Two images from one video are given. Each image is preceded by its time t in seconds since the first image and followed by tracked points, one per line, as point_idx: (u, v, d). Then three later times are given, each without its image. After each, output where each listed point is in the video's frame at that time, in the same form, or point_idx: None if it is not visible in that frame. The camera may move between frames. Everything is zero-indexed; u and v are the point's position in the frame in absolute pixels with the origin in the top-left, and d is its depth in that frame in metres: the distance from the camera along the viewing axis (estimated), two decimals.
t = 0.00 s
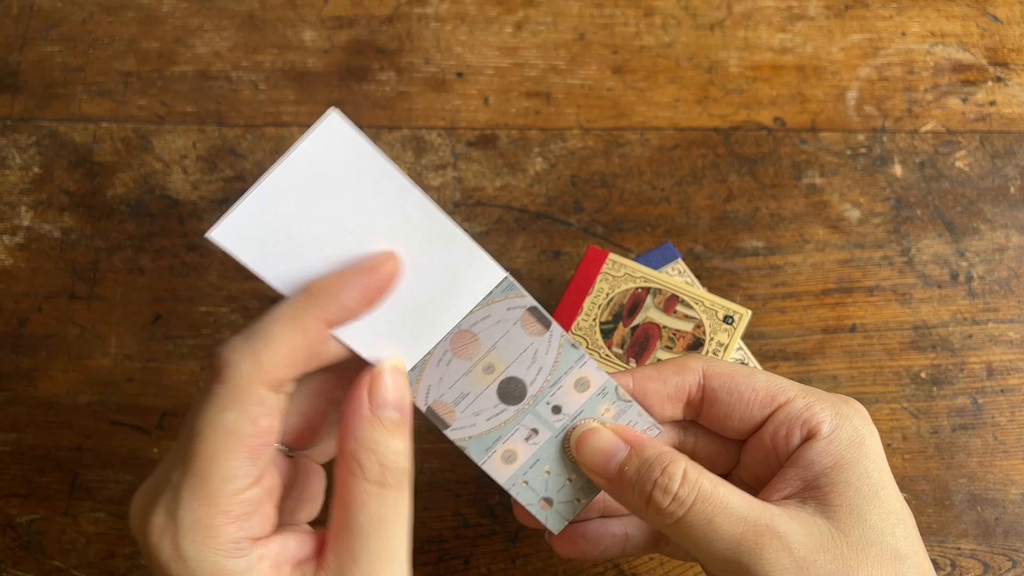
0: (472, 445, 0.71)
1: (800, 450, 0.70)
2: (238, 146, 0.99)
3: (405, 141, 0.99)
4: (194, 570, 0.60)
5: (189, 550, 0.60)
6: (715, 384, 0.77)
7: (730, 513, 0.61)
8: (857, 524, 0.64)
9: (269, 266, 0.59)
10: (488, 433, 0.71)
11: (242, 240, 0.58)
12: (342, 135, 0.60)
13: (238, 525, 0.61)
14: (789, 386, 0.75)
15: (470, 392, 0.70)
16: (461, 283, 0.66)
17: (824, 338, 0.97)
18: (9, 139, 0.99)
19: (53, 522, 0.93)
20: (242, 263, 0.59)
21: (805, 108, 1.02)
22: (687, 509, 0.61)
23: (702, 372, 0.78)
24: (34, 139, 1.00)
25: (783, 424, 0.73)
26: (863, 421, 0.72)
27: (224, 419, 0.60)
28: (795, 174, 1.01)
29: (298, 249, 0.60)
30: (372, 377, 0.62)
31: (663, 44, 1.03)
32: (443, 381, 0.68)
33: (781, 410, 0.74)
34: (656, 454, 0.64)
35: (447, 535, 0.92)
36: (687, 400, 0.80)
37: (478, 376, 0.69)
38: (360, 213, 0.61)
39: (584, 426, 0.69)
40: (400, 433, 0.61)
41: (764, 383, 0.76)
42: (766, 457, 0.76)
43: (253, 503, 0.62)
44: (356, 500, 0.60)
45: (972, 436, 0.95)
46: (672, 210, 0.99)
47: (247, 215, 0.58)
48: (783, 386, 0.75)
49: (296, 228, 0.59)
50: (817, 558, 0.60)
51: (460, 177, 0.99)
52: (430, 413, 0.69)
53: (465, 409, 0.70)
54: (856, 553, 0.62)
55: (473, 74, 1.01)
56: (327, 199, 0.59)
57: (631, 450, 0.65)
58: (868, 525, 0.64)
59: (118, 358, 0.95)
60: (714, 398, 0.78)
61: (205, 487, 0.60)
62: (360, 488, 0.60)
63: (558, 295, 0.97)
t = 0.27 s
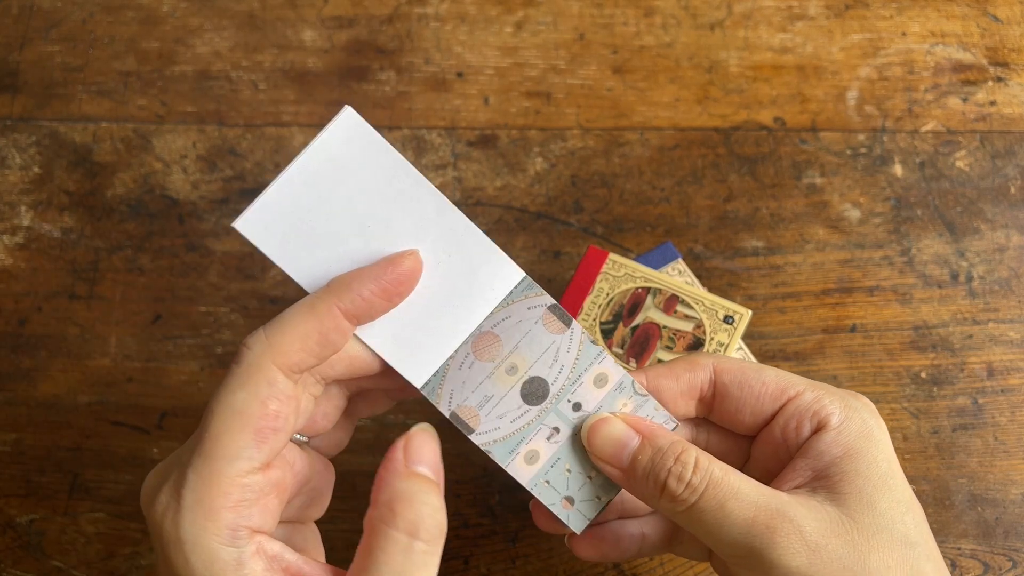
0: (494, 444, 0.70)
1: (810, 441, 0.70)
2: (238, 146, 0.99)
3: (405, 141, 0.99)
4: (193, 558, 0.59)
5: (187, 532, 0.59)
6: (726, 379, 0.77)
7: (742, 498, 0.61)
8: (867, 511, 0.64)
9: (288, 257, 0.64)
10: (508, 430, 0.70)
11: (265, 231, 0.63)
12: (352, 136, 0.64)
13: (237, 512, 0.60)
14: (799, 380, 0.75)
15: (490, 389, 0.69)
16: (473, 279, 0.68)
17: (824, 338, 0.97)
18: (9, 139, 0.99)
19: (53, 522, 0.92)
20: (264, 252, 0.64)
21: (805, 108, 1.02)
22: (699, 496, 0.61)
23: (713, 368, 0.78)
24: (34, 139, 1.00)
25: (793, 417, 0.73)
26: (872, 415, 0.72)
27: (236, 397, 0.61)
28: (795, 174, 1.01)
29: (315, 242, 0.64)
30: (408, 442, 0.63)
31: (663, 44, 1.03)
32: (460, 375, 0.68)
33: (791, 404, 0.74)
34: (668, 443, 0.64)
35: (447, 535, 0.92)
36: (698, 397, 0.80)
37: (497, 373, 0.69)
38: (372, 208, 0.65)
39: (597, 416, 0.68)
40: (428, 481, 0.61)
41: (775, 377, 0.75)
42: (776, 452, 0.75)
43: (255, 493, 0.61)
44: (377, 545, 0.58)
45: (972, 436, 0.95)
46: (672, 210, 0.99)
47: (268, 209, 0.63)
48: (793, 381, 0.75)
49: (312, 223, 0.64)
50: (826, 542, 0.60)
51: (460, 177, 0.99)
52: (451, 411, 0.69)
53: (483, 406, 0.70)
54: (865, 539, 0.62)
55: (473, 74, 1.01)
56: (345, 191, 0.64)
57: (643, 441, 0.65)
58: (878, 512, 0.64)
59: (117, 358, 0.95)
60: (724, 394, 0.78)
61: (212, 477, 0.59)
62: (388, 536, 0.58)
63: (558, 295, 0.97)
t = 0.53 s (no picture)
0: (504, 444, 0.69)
1: (816, 436, 0.70)
2: (238, 146, 0.99)
3: (405, 141, 0.99)
4: (209, 563, 0.59)
5: (201, 539, 0.59)
6: (733, 376, 0.77)
7: (751, 492, 0.61)
8: (873, 503, 0.64)
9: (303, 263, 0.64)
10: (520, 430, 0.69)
11: (280, 238, 0.63)
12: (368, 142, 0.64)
13: (253, 519, 0.60)
14: (806, 376, 0.75)
15: (500, 388, 0.69)
16: (488, 282, 0.67)
17: (824, 338, 0.97)
18: (9, 139, 0.99)
19: (53, 521, 0.93)
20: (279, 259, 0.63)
21: (805, 108, 1.02)
22: (708, 490, 0.62)
23: (721, 364, 0.78)
24: (34, 139, 1.00)
25: (800, 412, 0.73)
26: (877, 410, 0.72)
27: (253, 404, 0.61)
28: (795, 174, 1.00)
29: (329, 248, 0.64)
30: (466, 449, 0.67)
31: (663, 44, 1.03)
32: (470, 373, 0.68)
33: (797, 399, 0.74)
34: (676, 437, 0.64)
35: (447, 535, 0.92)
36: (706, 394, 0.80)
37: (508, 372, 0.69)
38: (386, 213, 0.65)
39: (600, 411, 0.68)
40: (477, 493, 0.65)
41: (782, 373, 0.75)
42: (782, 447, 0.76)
43: (269, 501, 0.61)
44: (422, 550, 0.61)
45: (972, 436, 0.95)
46: (672, 210, 0.99)
47: (283, 215, 0.63)
48: (801, 377, 0.75)
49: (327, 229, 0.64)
50: (834, 534, 0.61)
51: (460, 177, 0.99)
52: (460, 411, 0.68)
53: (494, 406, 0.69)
54: (872, 531, 0.62)
55: (473, 74, 1.01)
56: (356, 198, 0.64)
57: (651, 436, 0.65)
58: (884, 504, 0.64)
59: (117, 358, 0.95)
60: (732, 390, 0.78)
61: (225, 486, 0.60)
62: (433, 544, 0.62)
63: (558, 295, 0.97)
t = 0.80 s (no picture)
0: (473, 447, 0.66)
1: (819, 438, 0.70)
2: (238, 146, 0.99)
3: (405, 141, 0.99)
4: (156, 551, 0.60)
5: (144, 530, 0.60)
6: (727, 379, 0.77)
7: (762, 509, 0.60)
8: (882, 506, 0.64)
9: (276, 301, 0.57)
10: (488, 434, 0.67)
11: (249, 275, 0.56)
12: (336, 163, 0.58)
13: (195, 505, 0.61)
14: (803, 376, 0.75)
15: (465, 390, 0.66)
16: (464, 299, 0.64)
17: (824, 338, 0.97)
18: (9, 139, 0.99)
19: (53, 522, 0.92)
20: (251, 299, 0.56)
21: (805, 108, 1.02)
22: (722, 512, 0.60)
23: (713, 368, 0.77)
24: (34, 139, 1.00)
25: (801, 415, 0.73)
26: (878, 408, 0.72)
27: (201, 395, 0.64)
28: (795, 174, 1.01)
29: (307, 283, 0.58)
30: (362, 367, 0.59)
31: (663, 44, 1.03)
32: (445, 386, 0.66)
33: (796, 401, 0.74)
34: (696, 461, 0.60)
35: (447, 535, 0.92)
36: (699, 396, 0.80)
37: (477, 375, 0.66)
38: (362, 237, 0.59)
39: (626, 446, 0.59)
40: (380, 427, 0.58)
41: (778, 375, 0.75)
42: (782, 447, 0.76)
43: (215, 488, 0.63)
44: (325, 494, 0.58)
45: (972, 436, 0.95)
46: (672, 210, 0.99)
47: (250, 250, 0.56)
48: (798, 378, 0.75)
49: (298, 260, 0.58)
50: (846, 543, 0.61)
51: (460, 177, 0.99)
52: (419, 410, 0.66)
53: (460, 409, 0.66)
54: (884, 537, 0.62)
55: (473, 74, 1.01)
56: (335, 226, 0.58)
57: (676, 463, 0.59)
58: (893, 507, 0.64)
59: (117, 358, 0.95)
60: (727, 393, 0.77)
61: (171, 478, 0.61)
62: (334, 485, 0.57)
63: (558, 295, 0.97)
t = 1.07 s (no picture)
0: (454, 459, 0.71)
1: (791, 453, 0.70)
2: (238, 146, 0.99)
3: (405, 141, 0.99)
4: None
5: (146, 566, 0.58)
6: (701, 395, 0.77)
7: (724, 530, 0.60)
8: (851, 524, 0.64)
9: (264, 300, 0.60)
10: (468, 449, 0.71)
11: (240, 271, 0.59)
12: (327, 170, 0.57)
13: (198, 544, 0.59)
14: (777, 391, 0.75)
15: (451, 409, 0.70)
16: (456, 310, 0.65)
17: (824, 338, 0.97)
18: (9, 138, 0.99)
19: (53, 522, 0.92)
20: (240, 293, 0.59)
21: (805, 108, 1.02)
22: (680, 531, 0.60)
23: (688, 385, 0.78)
24: (34, 139, 1.00)
25: (774, 429, 0.73)
26: (853, 421, 0.72)
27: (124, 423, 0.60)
28: (795, 174, 1.00)
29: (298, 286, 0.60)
30: (355, 366, 0.62)
31: (663, 44, 1.03)
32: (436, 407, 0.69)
33: (770, 415, 0.74)
34: (643, 479, 0.64)
35: (447, 535, 0.92)
36: (674, 412, 0.80)
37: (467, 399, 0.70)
38: (357, 251, 0.60)
39: (574, 466, 0.69)
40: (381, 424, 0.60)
41: (751, 391, 0.76)
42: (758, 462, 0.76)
43: (204, 522, 0.60)
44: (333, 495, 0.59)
45: (972, 436, 0.95)
46: (672, 210, 0.99)
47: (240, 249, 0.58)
48: (772, 392, 0.75)
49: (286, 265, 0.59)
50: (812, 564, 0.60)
51: (460, 177, 0.99)
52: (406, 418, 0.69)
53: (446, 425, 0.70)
54: (852, 556, 0.61)
55: (473, 74, 1.01)
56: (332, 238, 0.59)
57: (621, 480, 0.65)
58: (862, 525, 0.64)
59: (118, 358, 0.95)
60: (702, 409, 0.78)
61: (131, 510, 0.58)
62: (343, 481, 0.59)
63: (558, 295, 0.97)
